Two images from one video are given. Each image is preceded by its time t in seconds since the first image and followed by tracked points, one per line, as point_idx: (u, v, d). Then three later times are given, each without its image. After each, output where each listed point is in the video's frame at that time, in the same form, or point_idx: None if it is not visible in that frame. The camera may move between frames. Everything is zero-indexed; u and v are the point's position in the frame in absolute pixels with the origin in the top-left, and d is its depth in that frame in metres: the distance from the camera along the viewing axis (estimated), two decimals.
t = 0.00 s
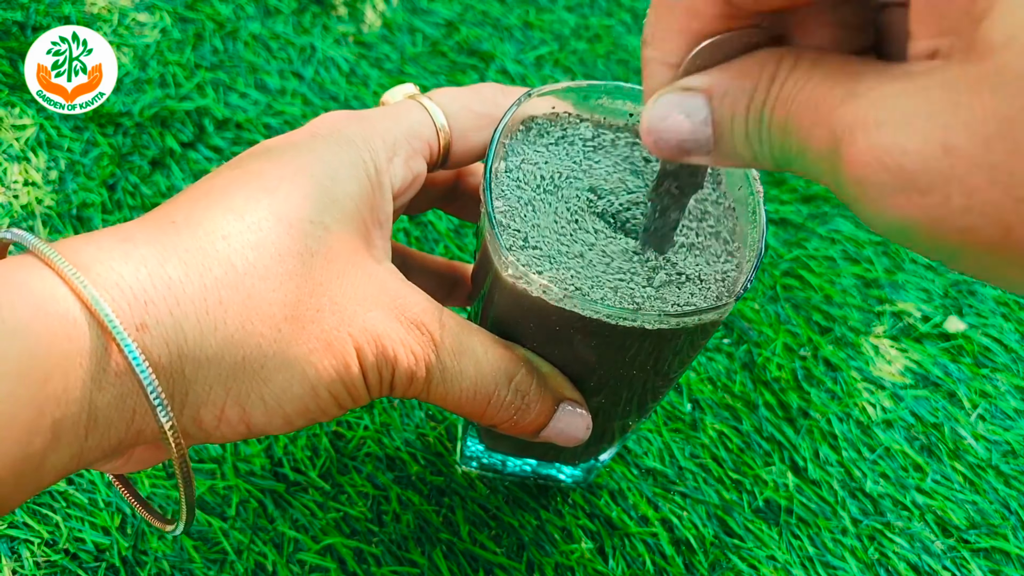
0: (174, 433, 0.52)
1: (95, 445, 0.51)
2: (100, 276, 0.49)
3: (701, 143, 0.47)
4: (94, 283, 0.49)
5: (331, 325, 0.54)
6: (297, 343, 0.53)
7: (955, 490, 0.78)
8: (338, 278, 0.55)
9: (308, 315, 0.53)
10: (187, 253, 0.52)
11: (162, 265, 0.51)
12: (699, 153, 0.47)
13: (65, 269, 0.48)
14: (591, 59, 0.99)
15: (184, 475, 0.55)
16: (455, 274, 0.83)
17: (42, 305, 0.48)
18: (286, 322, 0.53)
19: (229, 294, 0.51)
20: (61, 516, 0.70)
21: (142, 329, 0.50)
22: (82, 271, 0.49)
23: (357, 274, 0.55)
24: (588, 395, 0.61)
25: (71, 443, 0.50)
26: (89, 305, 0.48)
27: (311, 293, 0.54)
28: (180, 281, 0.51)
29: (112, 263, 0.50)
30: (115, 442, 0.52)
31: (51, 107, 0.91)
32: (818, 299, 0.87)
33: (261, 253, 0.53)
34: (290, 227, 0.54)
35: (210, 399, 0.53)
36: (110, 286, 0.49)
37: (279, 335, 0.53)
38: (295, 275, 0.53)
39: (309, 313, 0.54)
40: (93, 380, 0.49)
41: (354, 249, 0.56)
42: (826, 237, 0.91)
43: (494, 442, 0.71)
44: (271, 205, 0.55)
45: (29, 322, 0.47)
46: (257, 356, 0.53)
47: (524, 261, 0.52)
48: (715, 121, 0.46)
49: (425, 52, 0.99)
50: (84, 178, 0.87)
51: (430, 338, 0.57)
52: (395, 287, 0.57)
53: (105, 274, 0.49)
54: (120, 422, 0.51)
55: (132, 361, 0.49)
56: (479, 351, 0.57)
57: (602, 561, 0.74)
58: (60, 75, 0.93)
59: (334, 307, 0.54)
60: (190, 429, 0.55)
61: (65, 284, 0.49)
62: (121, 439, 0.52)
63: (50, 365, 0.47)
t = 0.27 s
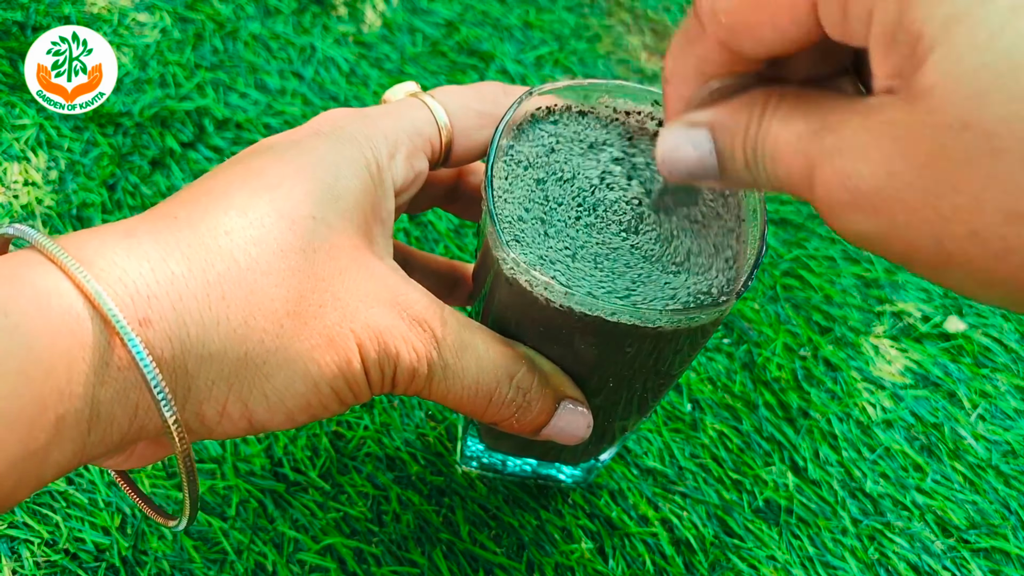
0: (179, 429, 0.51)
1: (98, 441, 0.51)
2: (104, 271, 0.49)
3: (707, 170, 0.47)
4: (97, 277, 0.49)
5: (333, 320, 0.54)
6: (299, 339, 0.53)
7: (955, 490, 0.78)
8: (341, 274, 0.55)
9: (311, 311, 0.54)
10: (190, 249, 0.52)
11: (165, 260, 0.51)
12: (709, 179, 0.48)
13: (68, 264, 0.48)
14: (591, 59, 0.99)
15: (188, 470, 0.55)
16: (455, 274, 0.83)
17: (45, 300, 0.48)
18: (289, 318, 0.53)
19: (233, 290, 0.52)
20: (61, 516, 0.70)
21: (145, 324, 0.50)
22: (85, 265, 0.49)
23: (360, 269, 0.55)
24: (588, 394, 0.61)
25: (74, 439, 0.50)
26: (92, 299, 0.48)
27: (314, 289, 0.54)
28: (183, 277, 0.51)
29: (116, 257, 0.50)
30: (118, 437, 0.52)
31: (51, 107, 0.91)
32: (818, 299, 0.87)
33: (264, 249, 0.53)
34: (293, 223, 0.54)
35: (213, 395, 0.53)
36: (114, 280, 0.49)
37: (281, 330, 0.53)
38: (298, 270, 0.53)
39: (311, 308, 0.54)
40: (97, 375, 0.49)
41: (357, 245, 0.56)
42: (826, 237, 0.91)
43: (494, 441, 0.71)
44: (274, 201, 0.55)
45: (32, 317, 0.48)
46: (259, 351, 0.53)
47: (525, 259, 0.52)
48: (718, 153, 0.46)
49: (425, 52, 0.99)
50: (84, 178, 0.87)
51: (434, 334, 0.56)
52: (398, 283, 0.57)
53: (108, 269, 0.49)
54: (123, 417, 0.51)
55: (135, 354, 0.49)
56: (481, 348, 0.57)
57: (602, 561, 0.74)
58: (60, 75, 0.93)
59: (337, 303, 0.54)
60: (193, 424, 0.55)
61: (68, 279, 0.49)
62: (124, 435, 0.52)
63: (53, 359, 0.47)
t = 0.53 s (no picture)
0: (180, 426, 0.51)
1: (99, 437, 0.51)
2: (106, 267, 0.49)
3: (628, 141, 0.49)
4: (99, 274, 0.49)
5: (334, 317, 0.54)
6: (300, 335, 0.53)
7: (955, 490, 0.78)
8: (342, 271, 0.55)
9: (312, 308, 0.53)
10: (191, 245, 0.52)
11: (167, 257, 0.51)
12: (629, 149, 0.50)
13: (71, 259, 0.48)
14: (591, 59, 0.99)
15: (189, 467, 0.54)
16: (456, 274, 0.83)
17: (48, 296, 0.48)
18: (290, 314, 0.53)
19: (234, 286, 0.52)
20: (61, 516, 0.70)
21: (147, 320, 0.50)
22: (87, 262, 0.49)
23: (361, 266, 0.55)
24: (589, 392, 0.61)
25: (76, 435, 0.50)
26: (95, 296, 0.48)
27: (315, 286, 0.54)
28: (185, 273, 0.51)
29: (118, 254, 0.50)
30: (119, 434, 0.52)
31: (51, 106, 0.91)
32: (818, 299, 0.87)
33: (266, 245, 0.53)
34: (294, 220, 0.54)
35: (214, 392, 0.53)
36: (116, 276, 0.49)
37: (283, 327, 0.53)
38: (298, 267, 0.53)
39: (313, 305, 0.54)
40: (98, 371, 0.49)
41: (358, 242, 0.56)
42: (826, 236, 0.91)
43: (495, 441, 0.71)
44: (276, 197, 0.55)
45: (35, 313, 0.48)
46: (261, 348, 0.53)
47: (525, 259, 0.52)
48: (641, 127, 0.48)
49: (425, 52, 0.99)
50: (84, 178, 0.87)
51: (435, 332, 0.56)
52: (399, 280, 0.57)
53: (110, 265, 0.49)
54: (124, 414, 0.51)
55: (137, 350, 0.48)
56: (482, 346, 0.57)
57: (602, 561, 0.74)
58: (60, 75, 0.93)
59: (338, 300, 0.54)
60: (194, 422, 0.55)
61: (71, 275, 0.49)
62: (126, 431, 0.52)
63: (56, 355, 0.47)
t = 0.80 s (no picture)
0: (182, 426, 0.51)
1: (101, 439, 0.51)
2: (107, 268, 0.49)
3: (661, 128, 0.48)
4: (101, 276, 0.49)
5: (336, 318, 0.54)
6: (302, 336, 0.53)
7: (955, 490, 0.78)
8: (344, 272, 0.55)
9: (313, 309, 0.54)
10: (193, 246, 0.52)
11: (169, 258, 0.51)
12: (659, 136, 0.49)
13: (72, 262, 0.48)
14: (591, 59, 0.99)
15: (191, 469, 0.55)
16: (456, 274, 0.83)
17: (50, 297, 0.48)
18: (292, 315, 0.53)
19: (236, 287, 0.52)
20: (61, 516, 0.70)
21: (148, 321, 0.50)
22: (89, 263, 0.49)
23: (363, 267, 0.55)
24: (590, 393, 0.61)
25: (78, 437, 0.50)
26: (97, 298, 0.48)
27: (317, 286, 0.54)
28: (187, 274, 0.51)
29: (119, 255, 0.50)
30: (121, 435, 0.52)
31: (51, 107, 0.91)
32: (818, 299, 0.87)
33: (267, 246, 0.53)
34: (295, 221, 0.54)
35: (216, 393, 0.53)
36: (118, 278, 0.49)
37: (285, 328, 0.53)
38: (299, 268, 0.53)
39: (314, 306, 0.54)
40: (100, 372, 0.49)
41: (360, 243, 0.56)
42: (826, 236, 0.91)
43: (495, 441, 0.71)
44: (277, 198, 0.55)
45: (36, 316, 0.47)
46: (263, 349, 0.53)
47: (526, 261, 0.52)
48: (673, 112, 0.47)
49: (425, 52, 0.99)
50: (84, 178, 0.87)
51: (437, 332, 0.56)
52: (401, 281, 0.57)
53: (112, 266, 0.49)
54: (126, 415, 0.51)
55: (139, 352, 0.49)
56: (483, 346, 0.57)
57: (602, 561, 0.74)
58: (60, 75, 0.93)
59: (339, 300, 0.54)
60: (196, 423, 0.55)
61: (72, 276, 0.49)
62: (128, 433, 0.52)
63: (56, 358, 0.47)
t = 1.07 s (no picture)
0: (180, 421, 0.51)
1: (101, 434, 0.51)
2: (107, 265, 0.49)
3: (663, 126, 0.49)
4: (100, 272, 0.49)
5: (335, 314, 0.54)
6: (301, 332, 0.53)
7: (955, 490, 0.78)
8: (343, 268, 0.54)
9: (313, 305, 0.53)
10: (193, 243, 0.52)
11: (168, 254, 0.51)
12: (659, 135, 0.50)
13: (71, 257, 0.48)
14: (591, 59, 0.99)
15: (190, 464, 0.54)
16: (457, 274, 0.83)
17: (49, 293, 0.48)
18: (291, 311, 0.53)
19: (235, 283, 0.52)
20: (61, 516, 0.70)
21: (148, 317, 0.50)
22: (88, 260, 0.49)
23: (362, 264, 0.55)
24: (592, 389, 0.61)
25: (78, 432, 0.50)
26: (96, 293, 0.48)
27: (316, 283, 0.54)
28: (186, 271, 0.51)
29: (118, 252, 0.50)
30: (121, 431, 0.52)
31: (51, 107, 0.91)
32: (818, 299, 0.87)
33: (267, 243, 0.53)
34: (295, 218, 0.54)
35: (216, 388, 0.53)
36: (117, 273, 0.49)
37: (284, 324, 0.53)
38: (299, 265, 0.53)
39: (314, 302, 0.54)
40: (100, 368, 0.49)
41: (360, 240, 0.56)
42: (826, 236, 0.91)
43: (495, 441, 0.71)
44: (277, 196, 0.55)
45: (36, 311, 0.48)
46: (262, 344, 0.53)
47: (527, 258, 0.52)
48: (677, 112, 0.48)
49: (425, 52, 0.99)
50: (84, 178, 0.87)
51: (437, 328, 0.56)
52: (401, 278, 0.57)
53: (111, 263, 0.49)
54: (126, 410, 0.51)
55: (137, 347, 0.48)
56: (483, 342, 0.57)
57: (602, 561, 0.74)
58: (60, 75, 0.93)
59: (339, 296, 0.54)
60: (196, 418, 0.55)
61: (71, 272, 0.49)
62: (128, 428, 0.52)
63: (56, 353, 0.47)
